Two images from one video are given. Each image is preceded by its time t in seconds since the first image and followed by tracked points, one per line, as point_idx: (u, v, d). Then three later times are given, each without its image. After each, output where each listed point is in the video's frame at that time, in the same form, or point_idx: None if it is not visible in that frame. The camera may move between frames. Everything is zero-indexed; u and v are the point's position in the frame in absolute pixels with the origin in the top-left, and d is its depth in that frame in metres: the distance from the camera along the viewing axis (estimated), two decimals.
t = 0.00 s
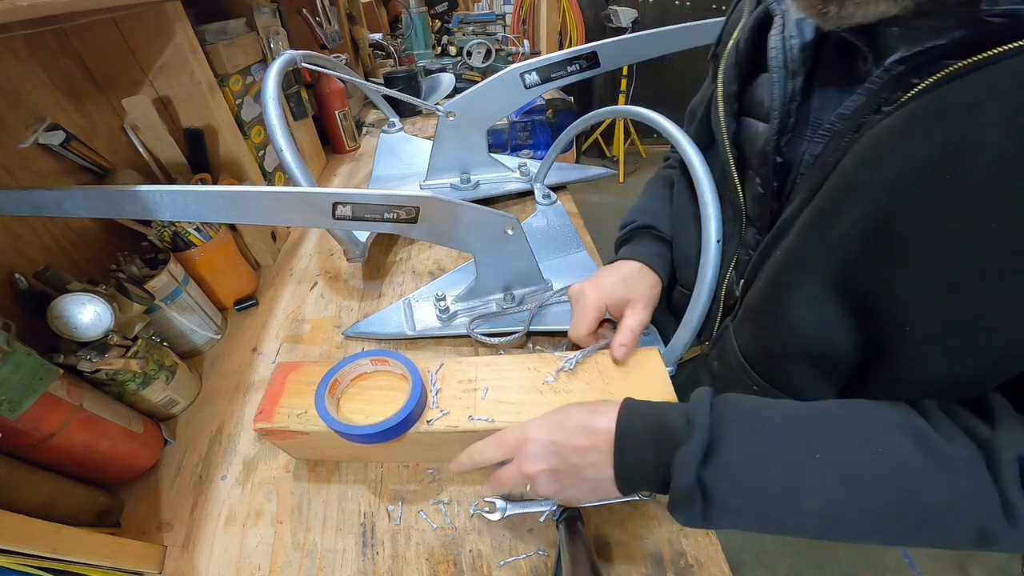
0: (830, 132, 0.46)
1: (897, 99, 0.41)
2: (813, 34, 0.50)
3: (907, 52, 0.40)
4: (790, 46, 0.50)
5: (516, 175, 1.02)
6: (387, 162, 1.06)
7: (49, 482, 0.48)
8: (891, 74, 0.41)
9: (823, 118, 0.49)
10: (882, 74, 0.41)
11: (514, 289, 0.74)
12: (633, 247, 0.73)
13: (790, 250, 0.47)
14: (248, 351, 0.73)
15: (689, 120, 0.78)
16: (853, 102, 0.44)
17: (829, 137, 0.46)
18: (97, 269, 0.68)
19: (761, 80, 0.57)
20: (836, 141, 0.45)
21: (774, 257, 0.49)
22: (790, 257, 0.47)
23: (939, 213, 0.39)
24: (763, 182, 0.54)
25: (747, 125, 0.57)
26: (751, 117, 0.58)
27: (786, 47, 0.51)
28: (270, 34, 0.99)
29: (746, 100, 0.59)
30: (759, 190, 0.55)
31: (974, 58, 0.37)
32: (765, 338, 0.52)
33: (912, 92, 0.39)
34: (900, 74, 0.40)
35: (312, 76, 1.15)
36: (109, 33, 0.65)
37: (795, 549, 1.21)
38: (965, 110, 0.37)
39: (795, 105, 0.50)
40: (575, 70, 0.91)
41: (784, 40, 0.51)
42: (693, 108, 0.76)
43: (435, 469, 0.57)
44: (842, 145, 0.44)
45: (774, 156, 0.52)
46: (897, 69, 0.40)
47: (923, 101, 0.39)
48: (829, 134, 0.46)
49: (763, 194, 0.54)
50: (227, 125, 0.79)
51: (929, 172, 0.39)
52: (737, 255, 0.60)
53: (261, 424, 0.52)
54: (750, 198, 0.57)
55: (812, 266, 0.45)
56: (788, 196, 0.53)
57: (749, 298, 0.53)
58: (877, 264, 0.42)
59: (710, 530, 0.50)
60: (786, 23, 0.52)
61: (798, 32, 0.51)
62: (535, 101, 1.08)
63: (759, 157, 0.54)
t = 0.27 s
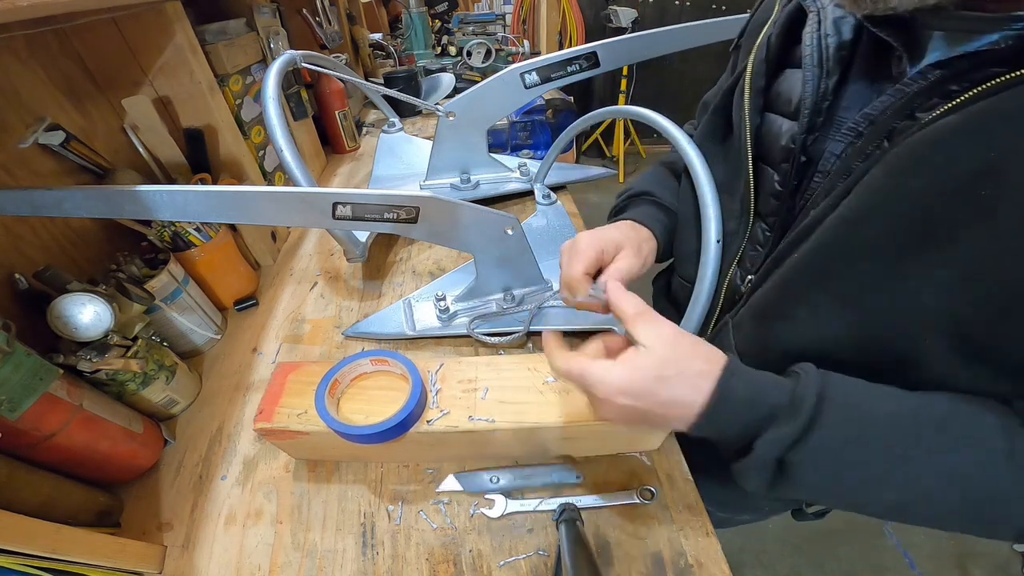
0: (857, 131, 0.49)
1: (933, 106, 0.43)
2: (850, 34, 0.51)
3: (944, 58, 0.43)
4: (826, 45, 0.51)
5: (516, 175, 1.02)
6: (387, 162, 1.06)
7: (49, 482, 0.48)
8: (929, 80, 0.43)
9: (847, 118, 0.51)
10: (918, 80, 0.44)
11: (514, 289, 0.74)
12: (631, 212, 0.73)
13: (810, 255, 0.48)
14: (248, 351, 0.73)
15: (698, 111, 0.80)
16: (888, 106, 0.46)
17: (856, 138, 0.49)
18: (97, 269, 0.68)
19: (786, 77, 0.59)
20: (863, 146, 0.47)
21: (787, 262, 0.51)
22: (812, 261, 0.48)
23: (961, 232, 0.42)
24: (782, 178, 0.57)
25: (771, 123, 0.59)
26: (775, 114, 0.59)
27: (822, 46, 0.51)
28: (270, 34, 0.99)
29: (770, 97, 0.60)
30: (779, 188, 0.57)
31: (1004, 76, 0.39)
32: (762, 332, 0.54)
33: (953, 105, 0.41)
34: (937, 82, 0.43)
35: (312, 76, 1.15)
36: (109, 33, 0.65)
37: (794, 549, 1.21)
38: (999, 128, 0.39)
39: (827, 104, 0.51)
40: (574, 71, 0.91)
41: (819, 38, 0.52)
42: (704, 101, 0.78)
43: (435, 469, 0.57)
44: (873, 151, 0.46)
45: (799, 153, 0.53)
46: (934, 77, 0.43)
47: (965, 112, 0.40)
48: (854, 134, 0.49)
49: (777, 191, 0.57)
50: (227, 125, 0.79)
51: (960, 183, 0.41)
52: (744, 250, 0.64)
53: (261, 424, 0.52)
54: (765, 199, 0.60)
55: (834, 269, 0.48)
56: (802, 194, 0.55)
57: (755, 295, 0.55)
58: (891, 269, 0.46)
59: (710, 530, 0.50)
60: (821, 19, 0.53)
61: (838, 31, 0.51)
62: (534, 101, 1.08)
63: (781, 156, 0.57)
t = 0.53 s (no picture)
0: (858, 130, 0.50)
1: (932, 110, 0.44)
2: (875, 33, 0.50)
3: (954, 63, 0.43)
4: (847, 45, 0.50)
5: (516, 175, 1.02)
6: (387, 162, 1.06)
7: (49, 482, 0.48)
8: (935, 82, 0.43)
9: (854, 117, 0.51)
10: (925, 82, 0.44)
11: (514, 289, 0.74)
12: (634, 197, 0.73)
13: (796, 249, 0.49)
14: (248, 351, 0.73)
15: (707, 103, 0.80)
16: (890, 107, 0.46)
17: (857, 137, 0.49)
18: (97, 269, 0.68)
19: (802, 74, 0.57)
20: (858, 145, 0.48)
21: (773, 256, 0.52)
22: (794, 255, 0.49)
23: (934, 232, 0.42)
24: (784, 175, 0.57)
25: (780, 119, 0.59)
26: (783, 111, 0.59)
27: (843, 46, 0.50)
28: (270, 35, 0.99)
29: (784, 93, 0.59)
30: (780, 184, 0.57)
31: (1004, 83, 0.39)
32: (748, 325, 0.55)
33: (949, 109, 0.41)
34: (939, 85, 0.43)
35: (312, 76, 1.15)
36: (109, 33, 0.65)
37: (794, 548, 1.21)
38: (991, 135, 0.39)
39: (838, 104, 0.51)
40: (575, 70, 0.91)
41: (842, 36, 0.50)
42: (715, 92, 0.78)
43: (436, 469, 0.57)
44: (866, 150, 0.47)
45: (808, 152, 0.54)
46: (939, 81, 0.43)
47: (960, 117, 0.40)
48: (856, 133, 0.50)
49: (778, 187, 0.58)
50: (227, 125, 0.79)
51: (940, 184, 0.41)
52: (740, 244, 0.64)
53: (261, 424, 0.52)
54: (765, 194, 0.60)
55: (814, 264, 0.48)
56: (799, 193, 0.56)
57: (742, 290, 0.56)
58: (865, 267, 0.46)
59: (710, 530, 0.50)
60: (846, 18, 0.51)
61: (861, 31, 0.50)
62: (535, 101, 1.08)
63: (787, 153, 0.57)
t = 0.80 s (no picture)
0: (854, 129, 0.49)
1: (926, 111, 0.44)
2: (882, 33, 0.49)
3: (951, 66, 0.43)
4: (855, 44, 0.50)
5: (516, 175, 1.02)
6: (387, 162, 1.06)
7: (49, 482, 0.48)
8: (932, 83, 0.43)
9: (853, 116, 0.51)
10: (922, 83, 0.44)
11: (514, 289, 0.74)
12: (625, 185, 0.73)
13: (786, 245, 0.49)
14: (247, 351, 0.73)
15: (712, 96, 0.80)
16: (886, 107, 0.46)
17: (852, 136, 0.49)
18: (97, 269, 0.68)
19: (807, 71, 0.57)
20: (853, 144, 0.48)
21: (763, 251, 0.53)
22: (783, 250, 0.49)
23: (921, 230, 0.42)
24: (783, 171, 0.57)
25: (783, 116, 0.59)
26: (786, 108, 0.59)
27: (850, 44, 0.50)
28: (270, 35, 0.99)
29: (789, 90, 0.59)
30: (779, 180, 0.58)
31: (1002, 85, 0.39)
32: (738, 320, 0.55)
33: (944, 111, 0.41)
34: (935, 87, 0.43)
35: (312, 76, 1.15)
36: (109, 33, 0.65)
37: (794, 548, 1.21)
38: (988, 136, 0.39)
39: (840, 102, 0.51)
40: (575, 71, 0.91)
41: (850, 35, 0.50)
42: (721, 84, 0.78)
43: (436, 469, 0.57)
44: (858, 150, 0.47)
45: (806, 150, 0.54)
46: (936, 83, 0.43)
47: (954, 119, 0.40)
48: (852, 131, 0.50)
49: (777, 183, 0.58)
50: (227, 125, 0.79)
51: (929, 183, 0.41)
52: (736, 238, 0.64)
53: (261, 424, 0.52)
54: (763, 190, 0.60)
55: (803, 259, 0.48)
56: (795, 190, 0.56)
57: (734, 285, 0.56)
58: (853, 265, 0.46)
59: (710, 530, 0.50)
60: (855, 16, 0.51)
61: (869, 29, 0.50)
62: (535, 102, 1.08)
63: (787, 150, 0.57)
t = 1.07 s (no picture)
0: (864, 131, 0.49)
1: (944, 114, 0.44)
2: (891, 34, 0.49)
3: (965, 69, 0.43)
4: (863, 45, 0.50)
5: (516, 175, 1.02)
6: (387, 162, 1.06)
7: (50, 482, 0.48)
8: (950, 88, 0.43)
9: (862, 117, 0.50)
10: (938, 85, 0.45)
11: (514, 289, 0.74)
12: (620, 172, 0.74)
13: (801, 248, 0.49)
14: (247, 352, 0.73)
15: (707, 95, 0.80)
16: (901, 109, 0.46)
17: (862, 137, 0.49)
18: (97, 269, 0.68)
19: (812, 71, 0.57)
20: (866, 147, 0.48)
21: (776, 253, 0.52)
22: (798, 253, 0.49)
23: (945, 236, 0.42)
24: (789, 171, 0.57)
25: (788, 116, 0.58)
26: (791, 108, 0.58)
27: (859, 45, 0.50)
28: (270, 34, 0.99)
29: (792, 90, 0.58)
30: (784, 180, 0.57)
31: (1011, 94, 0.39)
32: (751, 322, 0.55)
33: (963, 115, 0.41)
34: (952, 91, 0.43)
35: (311, 76, 1.15)
36: (109, 33, 0.65)
37: (794, 549, 1.21)
38: (1005, 141, 0.39)
39: (849, 103, 0.51)
40: (574, 71, 0.91)
41: (858, 36, 0.50)
42: (715, 83, 0.78)
43: (436, 469, 0.57)
44: (875, 152, 0.47)
45: (814, 151, 0.53)
46: (953, 88, 0.43)
47: (972, 124, 0.40)
48: (862, 133, 0.49)
49: (783, 183, 0.58)
50: (227, 125, 0.79)
51: (948, 187, 0.41)
52: (739, 238, 0.64)
53: (262, 424, 0.52)
54: (767, 189, 0.60)
55: (819, 262, 0.48)
56: (801, 190, 0.56)
57: (743, 286, 0.56)
58: (872, 269, 0.46)
59: (710, 530, 0.50)
60: (862, 17, 0.51)
61: (877, 31, 0.49)
62: (534, 102, 1.08)
63: (793, 150, 0.57)
